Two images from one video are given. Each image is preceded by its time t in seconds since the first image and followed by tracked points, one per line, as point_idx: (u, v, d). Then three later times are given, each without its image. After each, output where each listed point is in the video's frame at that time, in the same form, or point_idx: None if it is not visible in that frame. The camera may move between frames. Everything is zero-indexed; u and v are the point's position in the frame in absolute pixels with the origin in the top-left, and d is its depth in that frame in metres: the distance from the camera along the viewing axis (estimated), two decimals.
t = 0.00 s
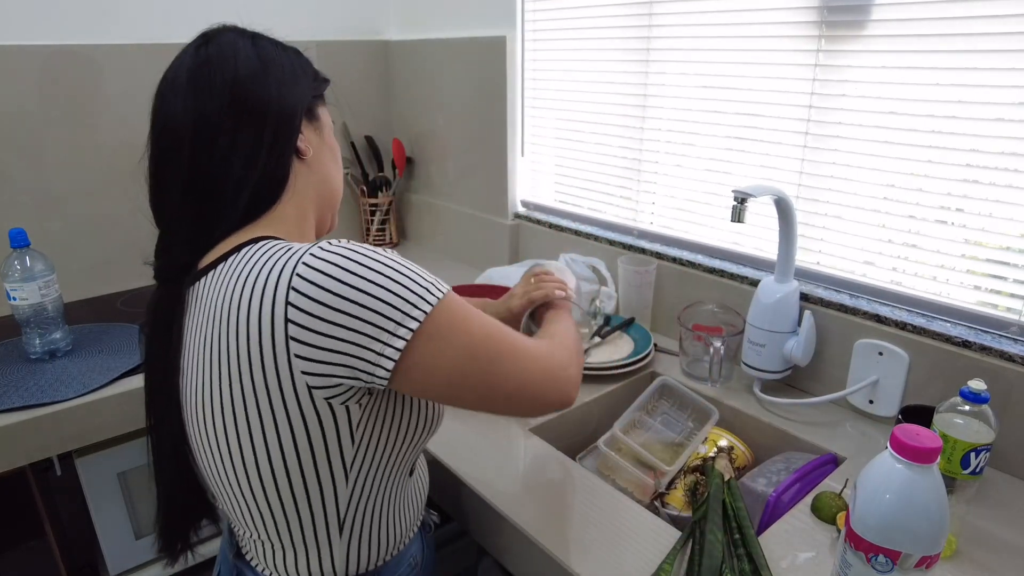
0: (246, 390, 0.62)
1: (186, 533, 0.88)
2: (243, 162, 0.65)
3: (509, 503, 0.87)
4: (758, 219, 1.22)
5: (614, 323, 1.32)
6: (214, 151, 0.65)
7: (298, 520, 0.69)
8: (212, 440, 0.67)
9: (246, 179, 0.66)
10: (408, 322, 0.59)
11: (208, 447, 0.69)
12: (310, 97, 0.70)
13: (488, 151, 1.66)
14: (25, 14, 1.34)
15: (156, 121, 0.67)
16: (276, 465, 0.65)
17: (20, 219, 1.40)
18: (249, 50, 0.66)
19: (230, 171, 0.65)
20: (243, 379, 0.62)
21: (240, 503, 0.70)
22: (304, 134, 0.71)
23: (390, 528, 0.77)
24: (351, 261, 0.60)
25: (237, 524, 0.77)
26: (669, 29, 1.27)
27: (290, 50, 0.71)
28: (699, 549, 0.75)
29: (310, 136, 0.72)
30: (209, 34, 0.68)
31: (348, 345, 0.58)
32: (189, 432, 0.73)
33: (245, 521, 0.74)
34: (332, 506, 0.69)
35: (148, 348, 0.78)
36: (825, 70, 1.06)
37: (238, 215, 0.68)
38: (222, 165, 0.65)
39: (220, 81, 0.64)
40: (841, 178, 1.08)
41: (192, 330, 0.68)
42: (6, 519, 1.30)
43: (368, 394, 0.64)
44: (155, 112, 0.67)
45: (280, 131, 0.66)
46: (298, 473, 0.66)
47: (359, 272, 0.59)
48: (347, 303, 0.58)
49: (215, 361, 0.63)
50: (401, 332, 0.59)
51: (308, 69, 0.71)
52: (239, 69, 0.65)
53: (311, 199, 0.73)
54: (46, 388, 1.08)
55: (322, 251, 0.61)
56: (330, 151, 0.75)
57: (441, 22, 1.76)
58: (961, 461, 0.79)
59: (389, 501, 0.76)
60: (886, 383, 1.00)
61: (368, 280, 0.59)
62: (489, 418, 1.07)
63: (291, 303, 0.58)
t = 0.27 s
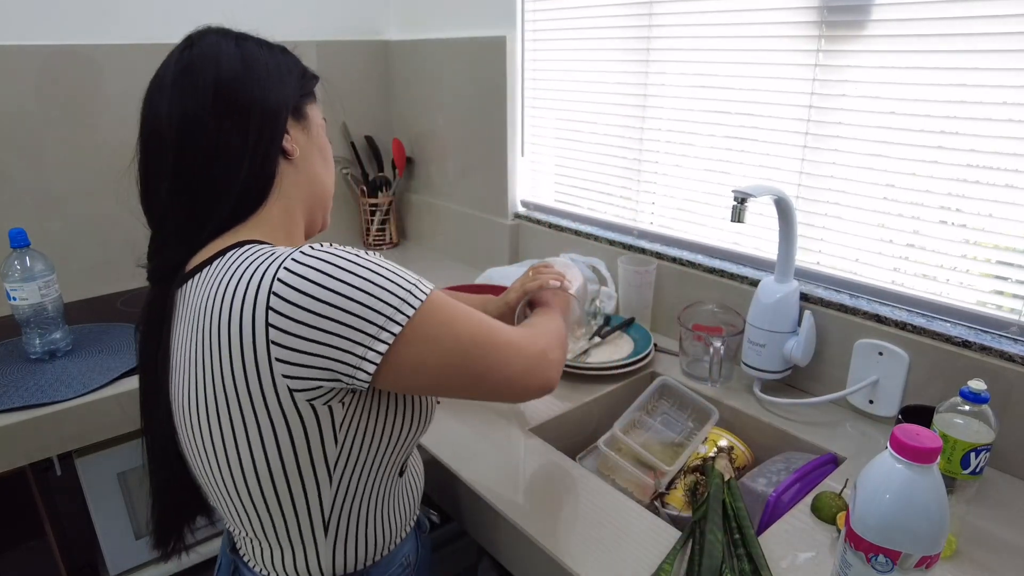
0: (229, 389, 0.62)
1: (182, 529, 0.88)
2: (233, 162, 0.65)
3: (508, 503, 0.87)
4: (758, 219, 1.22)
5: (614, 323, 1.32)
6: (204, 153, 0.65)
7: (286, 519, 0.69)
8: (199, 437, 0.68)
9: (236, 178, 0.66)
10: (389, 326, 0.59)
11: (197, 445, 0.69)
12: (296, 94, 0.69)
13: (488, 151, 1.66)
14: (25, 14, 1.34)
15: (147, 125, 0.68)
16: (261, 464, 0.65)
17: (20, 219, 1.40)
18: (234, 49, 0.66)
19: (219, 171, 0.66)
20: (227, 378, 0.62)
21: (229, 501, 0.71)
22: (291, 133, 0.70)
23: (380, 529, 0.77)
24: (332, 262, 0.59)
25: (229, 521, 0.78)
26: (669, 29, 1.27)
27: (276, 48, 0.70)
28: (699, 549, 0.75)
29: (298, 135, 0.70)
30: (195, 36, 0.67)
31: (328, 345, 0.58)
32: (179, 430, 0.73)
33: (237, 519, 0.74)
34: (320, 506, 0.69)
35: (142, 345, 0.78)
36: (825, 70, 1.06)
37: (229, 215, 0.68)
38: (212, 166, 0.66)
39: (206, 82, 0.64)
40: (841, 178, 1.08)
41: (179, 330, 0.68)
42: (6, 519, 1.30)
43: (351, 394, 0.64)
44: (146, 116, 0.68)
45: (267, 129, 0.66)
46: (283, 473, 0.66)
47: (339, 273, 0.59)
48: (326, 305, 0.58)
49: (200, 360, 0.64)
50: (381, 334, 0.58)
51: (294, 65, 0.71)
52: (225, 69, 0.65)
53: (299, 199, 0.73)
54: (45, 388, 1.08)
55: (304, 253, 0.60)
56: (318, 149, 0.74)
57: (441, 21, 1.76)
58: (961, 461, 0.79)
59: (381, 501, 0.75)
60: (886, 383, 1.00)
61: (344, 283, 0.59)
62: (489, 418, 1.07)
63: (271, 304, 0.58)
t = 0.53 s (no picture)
0: (228, 388, 0.62)
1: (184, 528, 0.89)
2: (230, 162, 0.65)
3: (508, 502, 0.87)
4: (758, 219, 1.22)
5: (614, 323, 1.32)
6: (200, 152, 0.65)
7: (286, 519, 0.70)
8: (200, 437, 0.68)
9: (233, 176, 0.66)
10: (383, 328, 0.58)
11: (198, 444, 0.69)
12: (294, 91, 0.69)
13: (488, 151, 1.66)
14: (25, 13, 1.34)
15: (145, 125, 0.68)
16: (260, 464, 0.65)
17: (20, 219, 1.40)
18: (229, 48, 0.66)
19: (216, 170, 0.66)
20: (226, 379, 0.62)
21: (231, 500, 0.71)
22: (289, 131, 0.69)
23: (381, 530, 0.77)
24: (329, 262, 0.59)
25: (231, 520, 0.78)
26: (669, 29, 1.27)
27: (273, 45, 0.70)
28: (698, 549, 0.75)
29: (295, 133, 0.70)
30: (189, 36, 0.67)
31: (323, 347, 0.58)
32: (180, 430, 0.74)
33: (238, 518, 0.74)
34: (320, 505, 0.69)
35: (144, 345, 0.79)
36: (825, 70, 1.06)
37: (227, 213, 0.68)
38: (209, 166, 0.66)
39: (201, 81, 0.64)
40: (841, 178, 1.08)
41: (178, 330, 0.69)
42: (6, 519, 1.30)
43: (349, 395, 0.64)
44: (144, 117, 0.68)
45: (263, 128, 0.66)
46: (283, 473, 0.66)
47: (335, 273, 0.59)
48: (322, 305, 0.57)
49: (200, 360, 0.64)
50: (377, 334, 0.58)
51: (292, 63, 0.70)
52: (220, 68, 0.64)
53: (297, 198, 0.72)
54: (45, 388, 1.08)
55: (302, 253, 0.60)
56: (317, 148, 0.73)
57: (441, 21, 1.76)
58: (961, 461, 0.79)
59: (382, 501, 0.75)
60: (886, 383, 1.00)
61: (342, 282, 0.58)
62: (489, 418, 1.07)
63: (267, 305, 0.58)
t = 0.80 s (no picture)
0: (234, 393, 0.62)
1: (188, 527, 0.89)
2: (232, 162, 0.65)
3: (508, 503, 0.87)
4: (758, 219, 1.22)
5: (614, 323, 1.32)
6: (202, 150, 0.65)
7: (290, 524, 0.70)
8: (205, 441, 0.68)
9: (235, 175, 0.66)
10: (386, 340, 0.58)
11: (203, 448, 0.69)
12: (298, 89, 0.69)
13: (488, 151, 1.66)
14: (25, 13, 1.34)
15: (148, 124, 0.68)
16: (265, 470, 0.65)
17: (20, 219, 1.40)
18: (231, 46, 0.65)
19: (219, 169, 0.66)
20: (232, 384, 0.62)
21: (237, 506, 0.71)
22: (292, 130, 0.69)
23: (385, 534, 0.77)
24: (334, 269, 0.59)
25: (235, 523, 0.78)
26: (669, 29, 1.27)
27: (278, 42, 0.69)
28: (699, 549, 0.75)
29: (300, 133, 0.70)
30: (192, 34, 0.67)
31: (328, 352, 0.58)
32: (185, 433, 0.73)
33: (243, 521, 0.74)
34: (324, 511, 0.69)
35: (149, 347, 0.79)
36: (825, 70, 1.06)
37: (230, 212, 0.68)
38: (211, 164, 0.66)
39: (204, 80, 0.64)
40: (842, 178, 1.08)
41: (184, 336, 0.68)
42: (6, 519, 1.30)
43: (356, 403, 0.64)
44: (147, 115, 0.68)
45: (265, 126, 0.65)
46: (287, 479, 0.66)
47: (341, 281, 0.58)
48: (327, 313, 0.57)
49: (205, 365, 0.64)
50: (381, 346, 0.58)
51: (297, 60, 0.70)
52: (222, 67, 0.64)
53: (301, 199, 0.72)
54: (45, 388, 1.08)
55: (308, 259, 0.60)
56: (321, 147, 0.73)
57: (441, 21, 1.76)
58: (961, 461, 0.79)
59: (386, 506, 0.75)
60: (886, 383, 1.00)
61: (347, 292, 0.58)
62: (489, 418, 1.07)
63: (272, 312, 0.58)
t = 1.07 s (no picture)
0: (238, 401, 0.62)
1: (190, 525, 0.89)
2: (235, 161, 0.65)
3: (509, 504, 0.87)
4: (758, 220, 1.22)
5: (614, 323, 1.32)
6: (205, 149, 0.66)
7: (294, 529, 0.70)
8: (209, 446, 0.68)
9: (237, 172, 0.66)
10: (391, 349, 0.58)
11: (207, 453, 0.69)
12: (302, 84, 0.68)
13: (488, 151, 1.66)
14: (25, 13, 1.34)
15: (153, 120, 0.68)
16: (270, 477, 0.65)
17: (20, 219, 1.40)
18: (234, 42, 0.65)
19: (222, 167, 0.66)
20: (236, 392, 0.61)
21: (243, 512, 0.71)
22: (298, 131, 0.69)
23: (389, 538, 0.76)
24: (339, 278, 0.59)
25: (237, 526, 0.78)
26: (669, 29, 1.27)
27: (281, 35, 0.68)
28: (699, 549, 0.75)
29: (306, 133, 0.70)
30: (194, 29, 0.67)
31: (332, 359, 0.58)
32: (189, 437, 0.73)
33: (246, 523, 0.74)
34: (328, 517, 0.69)
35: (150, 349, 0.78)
36: (825, 70, 1.06)
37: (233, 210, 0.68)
38: (214, 163, 0.66)
39: (207, 77, 0.64)
40: (842, 178, 1.08)
41: (186, 343, 0.68)
42: (5, 519, 1.30)
43: (359, 412, 0.63)
44: (151, 111, 0.68)
45: (268, 123, 0.65)
46: (292, 486, 0.66)
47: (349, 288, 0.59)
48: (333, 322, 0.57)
49: (210, 372, 0.63)
50: (384, 356, 0.58)
51: (300, 52, 0.69)
52: (224, 64, 0.64)
53: (305, 201, 0.72)
54: (45, 388, 1.08)
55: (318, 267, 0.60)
56: (328, 149, 0.73)
57: (441, 21, 1.76)
58: (961, 461, 0.79)
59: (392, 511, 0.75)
60: (886, 383, 1.00)
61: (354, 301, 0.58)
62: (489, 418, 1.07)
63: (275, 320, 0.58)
